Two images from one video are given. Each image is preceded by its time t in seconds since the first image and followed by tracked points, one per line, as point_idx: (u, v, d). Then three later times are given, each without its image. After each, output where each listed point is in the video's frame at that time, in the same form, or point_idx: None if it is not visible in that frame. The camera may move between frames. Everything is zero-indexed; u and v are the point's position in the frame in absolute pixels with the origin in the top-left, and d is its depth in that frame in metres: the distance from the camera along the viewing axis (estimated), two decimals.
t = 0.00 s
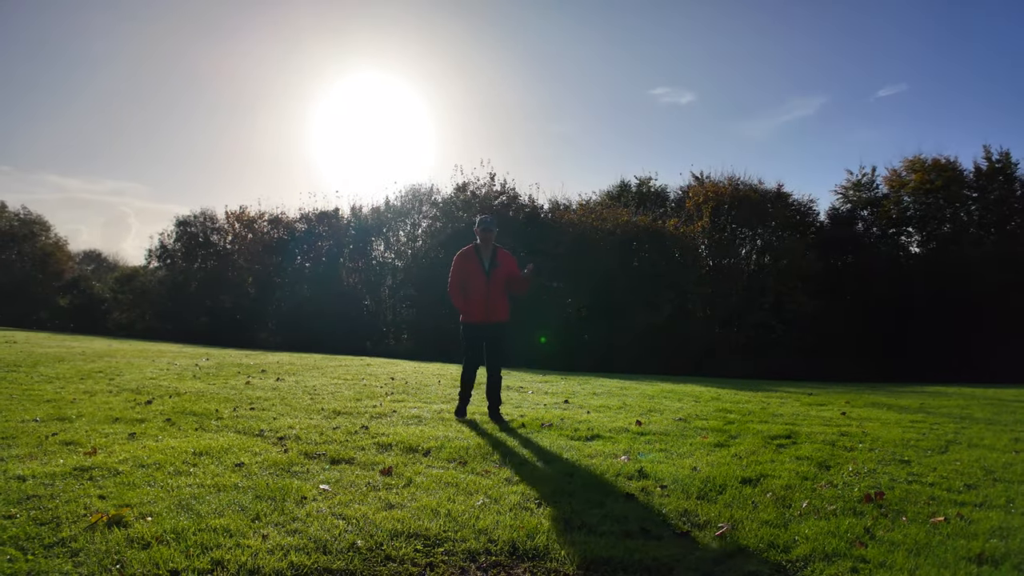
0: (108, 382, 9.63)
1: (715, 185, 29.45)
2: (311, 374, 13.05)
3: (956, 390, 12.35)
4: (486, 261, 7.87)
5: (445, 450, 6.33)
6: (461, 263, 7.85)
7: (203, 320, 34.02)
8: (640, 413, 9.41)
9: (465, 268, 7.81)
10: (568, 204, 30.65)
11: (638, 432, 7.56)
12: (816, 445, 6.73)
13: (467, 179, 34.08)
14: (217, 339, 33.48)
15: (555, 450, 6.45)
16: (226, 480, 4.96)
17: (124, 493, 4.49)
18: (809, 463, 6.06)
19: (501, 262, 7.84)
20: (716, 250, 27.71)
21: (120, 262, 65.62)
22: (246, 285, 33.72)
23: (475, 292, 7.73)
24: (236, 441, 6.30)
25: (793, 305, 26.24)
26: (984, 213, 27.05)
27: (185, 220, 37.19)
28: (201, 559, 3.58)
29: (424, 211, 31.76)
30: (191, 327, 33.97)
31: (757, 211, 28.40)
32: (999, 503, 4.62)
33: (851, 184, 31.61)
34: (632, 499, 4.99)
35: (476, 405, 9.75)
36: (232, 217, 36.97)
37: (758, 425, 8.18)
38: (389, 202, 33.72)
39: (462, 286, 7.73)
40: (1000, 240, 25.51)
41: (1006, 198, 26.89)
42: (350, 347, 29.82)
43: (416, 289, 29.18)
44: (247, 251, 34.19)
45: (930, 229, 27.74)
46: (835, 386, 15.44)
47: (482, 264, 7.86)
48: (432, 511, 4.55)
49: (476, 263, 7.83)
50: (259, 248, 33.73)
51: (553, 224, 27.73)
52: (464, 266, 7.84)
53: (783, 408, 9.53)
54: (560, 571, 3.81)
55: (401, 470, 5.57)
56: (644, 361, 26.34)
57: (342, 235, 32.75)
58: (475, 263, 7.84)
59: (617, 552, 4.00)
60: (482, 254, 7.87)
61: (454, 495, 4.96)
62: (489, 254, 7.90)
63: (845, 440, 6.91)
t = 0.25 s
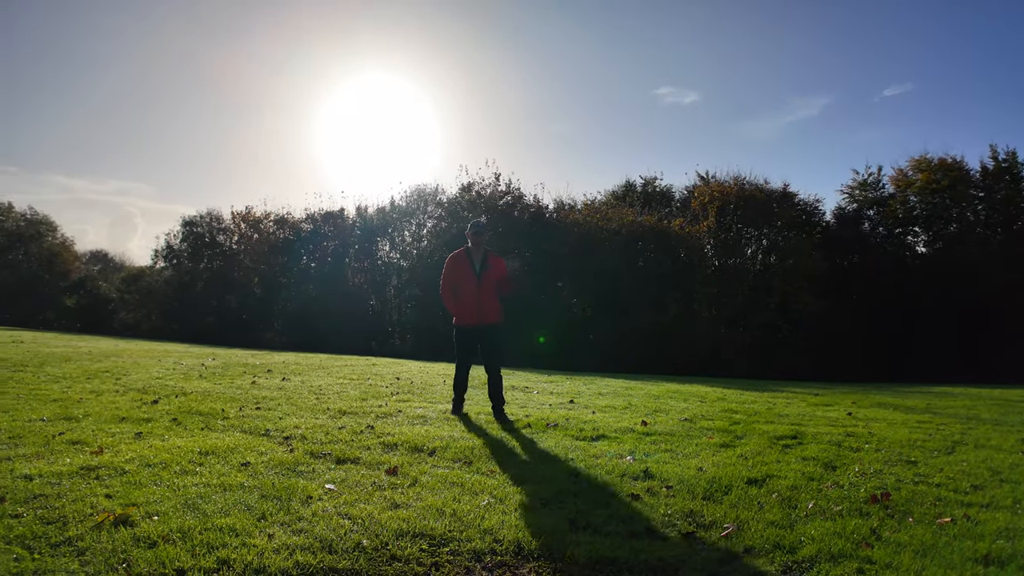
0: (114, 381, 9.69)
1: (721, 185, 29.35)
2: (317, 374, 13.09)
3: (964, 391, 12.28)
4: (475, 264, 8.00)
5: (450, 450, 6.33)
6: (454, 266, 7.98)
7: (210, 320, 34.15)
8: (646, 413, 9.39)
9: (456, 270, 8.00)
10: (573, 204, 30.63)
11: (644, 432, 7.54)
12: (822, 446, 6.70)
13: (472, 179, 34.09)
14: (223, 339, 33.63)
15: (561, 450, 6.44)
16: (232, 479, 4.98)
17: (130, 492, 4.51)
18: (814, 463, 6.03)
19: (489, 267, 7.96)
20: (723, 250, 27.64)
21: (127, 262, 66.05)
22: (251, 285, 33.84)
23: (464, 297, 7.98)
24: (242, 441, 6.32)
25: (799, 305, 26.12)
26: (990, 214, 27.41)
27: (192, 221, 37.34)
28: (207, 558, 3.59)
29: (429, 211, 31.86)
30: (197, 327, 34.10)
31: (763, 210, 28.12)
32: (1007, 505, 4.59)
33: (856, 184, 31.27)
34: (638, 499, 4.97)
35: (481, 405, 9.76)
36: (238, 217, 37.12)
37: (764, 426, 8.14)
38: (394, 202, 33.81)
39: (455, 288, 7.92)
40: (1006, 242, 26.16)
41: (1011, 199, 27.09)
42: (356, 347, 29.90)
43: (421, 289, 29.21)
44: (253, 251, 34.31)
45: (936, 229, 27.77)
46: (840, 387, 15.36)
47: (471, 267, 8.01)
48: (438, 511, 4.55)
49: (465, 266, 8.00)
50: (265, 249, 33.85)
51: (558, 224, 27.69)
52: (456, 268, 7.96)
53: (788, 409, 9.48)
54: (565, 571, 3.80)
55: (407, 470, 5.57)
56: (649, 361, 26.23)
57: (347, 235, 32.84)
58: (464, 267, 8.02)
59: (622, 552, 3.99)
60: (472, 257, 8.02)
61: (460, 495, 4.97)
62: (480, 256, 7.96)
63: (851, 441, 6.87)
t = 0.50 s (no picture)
0: (127, 380, 9.83)
1: (733, 184, 29.21)
2: (328, 373, 13.17)
3: (980, 392, 12.13)
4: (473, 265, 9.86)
5: (461, 450, 6.35)
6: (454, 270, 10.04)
7: (223, 320, 34.45)
8: (657, 414, 9.36)
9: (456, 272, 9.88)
10: (584, 204, 30.59)
11: (655, 432, 7.52)
12: (835, 447, 6.64)
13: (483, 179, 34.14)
14: (236, 338, 33.93)
15: (571, 451, 6.44)
16: (244, 478, 5.02)
17: (143, 490, 4.57)
18: (827, 464, 5.98)
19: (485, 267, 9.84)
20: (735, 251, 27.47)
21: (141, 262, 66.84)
22: (264, 285, 34.12)
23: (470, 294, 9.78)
24: (254, 440, 6.37)
25: (811, 304, 25.89)
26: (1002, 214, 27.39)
27: (205, 221, 37.70)
28: (219, 557, 3.62)
29: (440, 211, 32.01)
30: (210, 327, 34.42)
31: (775, 210, 28.12)
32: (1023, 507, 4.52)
33: (869, 182, 31.26)
34: (649, 500, 4.95)
35: (491, 404, 9.79)
36: (251, 218, 37.45)
37: (776, 427, 8.08)
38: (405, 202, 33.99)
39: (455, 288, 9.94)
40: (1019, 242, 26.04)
41: None
42: (367, 347, 30.03)
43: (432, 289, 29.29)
44: (266, 252, 34.58)
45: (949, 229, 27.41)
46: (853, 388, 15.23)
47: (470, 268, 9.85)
48: (449, 510, 4.57)
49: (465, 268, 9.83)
50: (277, 249, 34.13)
51: (569, 224, 27.66)
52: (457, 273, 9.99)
53: (800, 410, 9.41)
54: (576, 570, 3.80)
55: (418, 470, 5.59)
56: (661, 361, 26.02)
57: (359, 235, 33.05)
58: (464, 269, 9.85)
59: (634, 553, 3.98)
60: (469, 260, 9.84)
61: (471, 494, 4.97)
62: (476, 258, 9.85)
63: (864, 442, 6.80)
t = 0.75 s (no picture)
0: (144, 379, 9.98)
1: (748, 183, 28.99)
2: (343, 373, 13.27)
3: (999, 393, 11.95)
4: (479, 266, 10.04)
5: (475, 449, 6.37)
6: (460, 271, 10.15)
7: (239, 320, 34.80)
8: (672, 414, 9.33)
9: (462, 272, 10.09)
10: (598, 204, 30.48)
11: (670, 433, 7.49)
12: (851, 448, 6.56)
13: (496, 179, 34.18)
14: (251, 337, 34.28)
15: (585, 451, 6.44)
16: (260, 476, 5.09)
17: (160, 488, 4.64)
18: (843, 466, 5.92)
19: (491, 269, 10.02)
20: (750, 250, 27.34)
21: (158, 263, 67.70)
22: (280, 285, 34.43)
23: (476, 296, 10.04)
24: (270, 439, 6.45)
25: (828, 304, 25.64)
26: None
27: (221, 222, 38.09)
28: (235, 555, 3.67)
29: (453, 211, 32.12)
30: (226, 326, 34.79)
31: (791, 210, 27.87)
32: None
33: (885, 181, 30.87)
34: (663, 501, 4.93)
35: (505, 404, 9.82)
36: (266, 218, 37.83)
37: (792, 428, 8.01)
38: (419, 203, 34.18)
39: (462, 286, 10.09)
40: None
41: None
42: (382, 347, 30.19)
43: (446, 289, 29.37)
44: (281, 252, 34.89)
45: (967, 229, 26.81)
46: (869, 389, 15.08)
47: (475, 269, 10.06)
48: (463, 510, 4.58)
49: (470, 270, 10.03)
50: (293, 249, 34.44)
51: (582, 223, 27.59)
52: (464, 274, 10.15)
53: (815, 411, 9.31)
54: (589, 571, 3.80)
55: (432, 469, 5.62)
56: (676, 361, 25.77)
57: (373, 235, 33.28)
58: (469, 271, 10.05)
59: (647, 554, 3.97)
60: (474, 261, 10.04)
61: (484, 494, 4.98)
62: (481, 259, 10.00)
63: (880, 444, 6.72)
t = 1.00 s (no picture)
0: (160, 378, 10.11)
1: (763, 182, 28.80)
2: (356, 372, 13.36)
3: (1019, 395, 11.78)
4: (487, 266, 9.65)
5: (487, 449, 6.38)
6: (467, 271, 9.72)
7: (254, 320, 35.15)
8: (686, 415, 9.29)
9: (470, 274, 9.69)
10: (611, 204, 30.40)
11: (684, 434, 7.45)
12: (867, 450, 6.49)
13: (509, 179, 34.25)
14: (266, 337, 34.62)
15: (598, 451, 6.43)
16: (274, 475, 5.14)
17: (175, 486, 4.71)
18: (859, 467, 5.86)
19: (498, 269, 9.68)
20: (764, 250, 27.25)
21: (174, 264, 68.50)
22: (294, 285, 34.74)
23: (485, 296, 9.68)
24: (285, 438, 6.51)
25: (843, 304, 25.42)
26: None
27: (237, 223, 38.48)
28: (249, 553, 3.72)
29: (466, 211, 32.26)
30: (241, 326, 35.15)
31: (806, 209, 27.68)
32: None
33: (901, 180, 30.44)
34: (676, 502, 4.91)
35: (518, 404, 9.83)
36: (281, 219, 38.21)
37: (807, 429, 7.94)
38: (432, 203, 34.38)
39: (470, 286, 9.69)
40: None
41: None
42: (395, 346, 30.36)
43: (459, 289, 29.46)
44: (296, 253, 35.21)
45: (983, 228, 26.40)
46: (885, 390, 14.93)
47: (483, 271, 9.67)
48: (475, 509, 4.60)
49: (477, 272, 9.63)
50: (307, 250, 34.73)
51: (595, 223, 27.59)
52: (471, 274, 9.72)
53: (831, 412, 9.22)
54: (601, 572, 3.80)
55: (445, 469, 5.65)
56: (690, 362, 25.56)
57: (387, 236, 33.51)
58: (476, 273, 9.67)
59: (660, 555, 3.96)
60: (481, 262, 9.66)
61: (496, 494, 5.00)
62: (490, 258, 9.62)
63: (897, 445, 6.64)
